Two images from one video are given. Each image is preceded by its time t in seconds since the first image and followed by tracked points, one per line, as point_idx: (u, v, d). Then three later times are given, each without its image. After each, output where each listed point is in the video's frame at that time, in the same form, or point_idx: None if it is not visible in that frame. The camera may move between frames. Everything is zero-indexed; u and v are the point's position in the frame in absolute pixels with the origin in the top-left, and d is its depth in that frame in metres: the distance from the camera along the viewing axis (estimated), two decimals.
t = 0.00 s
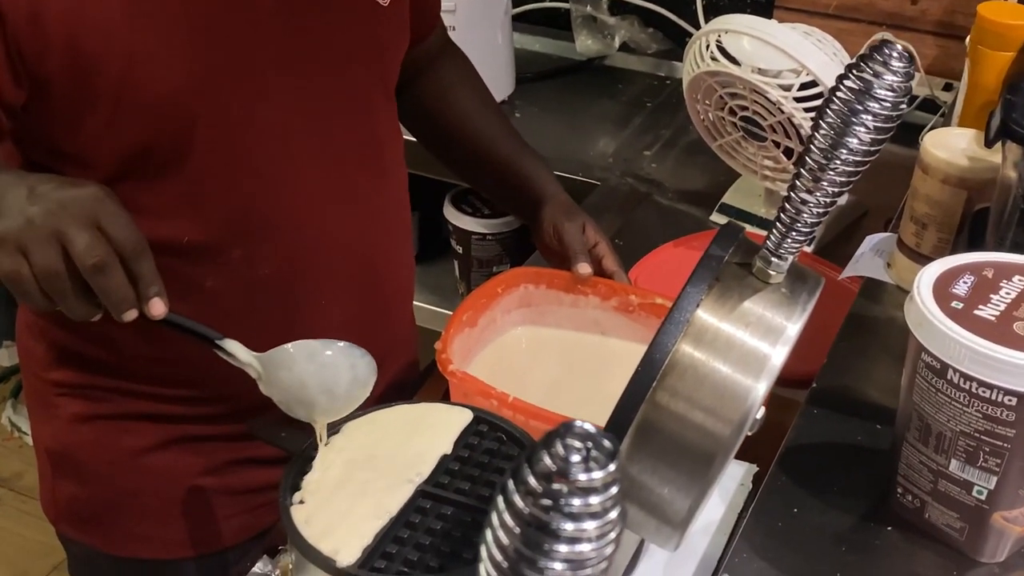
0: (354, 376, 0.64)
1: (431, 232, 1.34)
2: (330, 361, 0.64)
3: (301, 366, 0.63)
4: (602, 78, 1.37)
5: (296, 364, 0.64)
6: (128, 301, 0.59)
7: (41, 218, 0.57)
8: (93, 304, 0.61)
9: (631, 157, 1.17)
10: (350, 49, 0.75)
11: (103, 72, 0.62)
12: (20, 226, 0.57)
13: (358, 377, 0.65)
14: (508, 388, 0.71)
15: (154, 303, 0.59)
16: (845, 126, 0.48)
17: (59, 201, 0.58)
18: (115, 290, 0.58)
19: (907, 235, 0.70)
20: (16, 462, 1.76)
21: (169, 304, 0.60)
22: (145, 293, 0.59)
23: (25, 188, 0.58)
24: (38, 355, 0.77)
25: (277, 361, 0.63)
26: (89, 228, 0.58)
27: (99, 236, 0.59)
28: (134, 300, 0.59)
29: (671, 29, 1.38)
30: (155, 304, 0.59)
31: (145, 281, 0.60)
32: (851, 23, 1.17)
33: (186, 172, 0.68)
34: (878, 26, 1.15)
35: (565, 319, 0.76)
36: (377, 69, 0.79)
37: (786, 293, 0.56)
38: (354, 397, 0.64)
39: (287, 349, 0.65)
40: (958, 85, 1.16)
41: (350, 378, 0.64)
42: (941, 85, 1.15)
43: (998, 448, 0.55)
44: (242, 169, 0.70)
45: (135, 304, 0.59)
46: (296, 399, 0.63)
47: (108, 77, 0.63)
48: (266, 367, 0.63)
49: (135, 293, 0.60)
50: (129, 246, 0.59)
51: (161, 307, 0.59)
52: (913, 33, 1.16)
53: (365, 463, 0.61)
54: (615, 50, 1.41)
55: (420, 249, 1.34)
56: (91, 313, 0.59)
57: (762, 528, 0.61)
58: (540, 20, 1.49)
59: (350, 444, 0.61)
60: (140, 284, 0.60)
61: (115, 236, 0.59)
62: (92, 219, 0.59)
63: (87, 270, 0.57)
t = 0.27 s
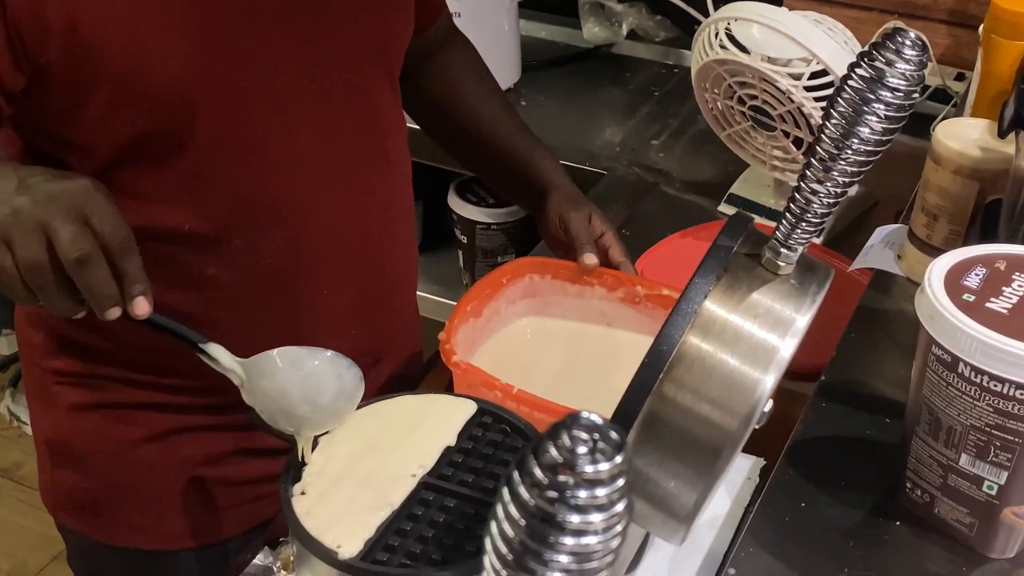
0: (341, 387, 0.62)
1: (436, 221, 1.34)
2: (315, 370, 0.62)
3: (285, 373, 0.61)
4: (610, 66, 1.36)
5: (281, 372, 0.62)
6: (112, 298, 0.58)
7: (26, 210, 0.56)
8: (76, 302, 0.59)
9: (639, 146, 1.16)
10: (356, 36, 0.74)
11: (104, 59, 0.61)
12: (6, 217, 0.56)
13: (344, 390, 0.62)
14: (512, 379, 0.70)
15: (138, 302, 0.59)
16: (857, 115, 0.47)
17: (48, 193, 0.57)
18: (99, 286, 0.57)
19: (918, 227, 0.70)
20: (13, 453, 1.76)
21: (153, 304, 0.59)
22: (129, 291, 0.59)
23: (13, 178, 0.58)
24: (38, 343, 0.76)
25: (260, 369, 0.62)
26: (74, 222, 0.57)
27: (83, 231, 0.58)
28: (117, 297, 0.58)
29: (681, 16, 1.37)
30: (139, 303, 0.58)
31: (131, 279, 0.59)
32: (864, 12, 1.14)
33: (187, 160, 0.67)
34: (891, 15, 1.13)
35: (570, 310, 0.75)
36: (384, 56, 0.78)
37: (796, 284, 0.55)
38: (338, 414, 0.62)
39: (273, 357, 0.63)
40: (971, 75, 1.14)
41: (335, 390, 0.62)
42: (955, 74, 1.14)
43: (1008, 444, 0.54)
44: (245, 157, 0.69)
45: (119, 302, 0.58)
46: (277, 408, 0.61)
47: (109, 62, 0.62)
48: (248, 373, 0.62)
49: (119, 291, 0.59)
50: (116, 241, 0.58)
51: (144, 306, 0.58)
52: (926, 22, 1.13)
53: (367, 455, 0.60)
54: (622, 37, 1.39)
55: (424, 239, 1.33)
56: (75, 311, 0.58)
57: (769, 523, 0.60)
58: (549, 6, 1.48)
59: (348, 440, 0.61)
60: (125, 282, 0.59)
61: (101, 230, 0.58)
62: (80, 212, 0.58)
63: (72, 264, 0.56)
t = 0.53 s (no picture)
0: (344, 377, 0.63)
1: (439, 210, 1.33)
2: (318, 358, 0.63)
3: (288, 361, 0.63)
4: (617, 53, 1.35)
5: (284, 361, 0.63)
6: (113, 283, 0.57)
7: (26, 192, 0.55)
8: (78, 287, 0.59)
9: (646, 135, 1.15)
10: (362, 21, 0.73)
11: (104, 43, 0.60)
12: (6, 199, 0.55)
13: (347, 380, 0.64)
14: (517, 371, 0.69)
15: (139, 288, 0.57)
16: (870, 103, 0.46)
17: (48, 176, 0.56)
18: (99, 271, 0.56)
19: (929, 219, 0.70)
20: (11, 442, 1.75)
21: (155, 289, 0.58)
22: (130, 277, 0.57)
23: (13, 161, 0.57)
24: (36, 332, 0.75)
25: (264, 356, 0.63)
26: (74, 206, 0.56)
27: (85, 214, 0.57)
28: (118, 283, 0.57)
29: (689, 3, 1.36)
30: (140, 289, 0.57)
31: (131, 264, 0.58)
32: None
33: (188, 147, 0.66)
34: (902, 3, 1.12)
35: (576, 301, 0.74)
36: (388, 43, 0.76)
37: (806, 275, 0.53)
38: (342, 400, 0.62)
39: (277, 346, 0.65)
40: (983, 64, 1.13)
41: (339, 377, 0.63)
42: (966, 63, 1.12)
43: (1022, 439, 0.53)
44: (248, 144, 0.68)
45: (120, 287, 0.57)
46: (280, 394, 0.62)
47: (111, 48, 0.60)
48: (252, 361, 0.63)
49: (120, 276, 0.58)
50: (117, 226, 0.57)
51: (145, 292, 0.57)
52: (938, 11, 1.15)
53: (369, 446, 0.59)
54: (630, 24, 1.38)
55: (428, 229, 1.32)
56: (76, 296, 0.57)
57: (778, 518, 0.59)
58: None
59: (348, 430, 0.60)
60: (126, 267, 0.58)
61: (101, 214, 0.57)
62: (80, 195, 0.57)
63: (71, 249, 0.55)
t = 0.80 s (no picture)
0: (343, 369, 0.62)
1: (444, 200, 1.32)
2: (317, 351, 0.62)
3: (288, 353, 0.62)
4: (623, 44, 1.34)
5: (283, 353, 0.62)
6: (113, 271, 0.57)
7: (29, 178, 0.55)
8: (78, 274, 0.58)
9: (652, 126, 1.14)
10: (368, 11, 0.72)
11: (109, 32, 0.59)
12: (8, 185, 0.55)
13: (347, 372, 0.62)
14: (521, 361, 0.69)
15: (139, 276, 0.57)
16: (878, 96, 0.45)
17: (50, 160, 0.56)
18: (100, 258, 0.56)
19: (937, 210, 0.71)
20: (14, 431, 1.75)
21: (155, 277, 0.57)
22: (129, 265, 0.57)
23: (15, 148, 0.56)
24: (39, 320, 0.74)
25: (262, 348, 0.62)
26: (76, 192, 0.56)
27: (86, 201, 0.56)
28: (119, 271, 0.57)
29: None
30: (139, 277, 0.57)
31: (131, 252, 0.57)
32: None
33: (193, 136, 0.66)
34: None
35: (580, 292, 0.74)
36: (393, 33, 0.76)
37: (813, 267, 0.53)
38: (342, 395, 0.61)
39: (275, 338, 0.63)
40: (991, 56, 1.13)
41: (337, 372, 0.62)
42: (974, 56, 1.12)
43: None
44: (252, 133, 0.67)
45: (120, 275, 0.57)
46: (277, 388, 0.61)
47: (117, 37, 0.60)
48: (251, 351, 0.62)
49: (120, 264, 0.57)
50: (117, 213, 0.56)
51: (145, 281, 0.57)
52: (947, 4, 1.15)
53: (373, 437, 0.59)
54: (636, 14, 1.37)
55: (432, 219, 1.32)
56: (76, 283, 0.57)
57: (784, 510, 0.59)
58: None
59: (351, 419, 0.59)
60: (126, 255, 0.57)
61: (102, 201, 0.56)
62: (81, 180, 0.56)
63: (71, 236, 0.55)
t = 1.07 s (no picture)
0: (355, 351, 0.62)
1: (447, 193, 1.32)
2: (332, 335, 0.62)
3: (303, 337, 0.61)
4: (627, 36, 1.34)
5: (297, 336, 0.62)
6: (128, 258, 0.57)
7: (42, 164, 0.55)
8: (92, 261, 0.58)
9: (656, 119, 1.14)
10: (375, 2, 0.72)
11: (115, 22, 0.59)
12: (21, 171, 0.54)
13: (359, 357, 0.63)
14: (525, 353, 0.69)
15: (154, 262, 0.57)
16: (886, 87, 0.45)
17: (64, 147, 0.56)
18: (115, 245, 0.56)
19: (944, 201, 0.72)
20: (17, 421, 1.74)
21: (169, 264, 0.57)
22: (144, 252, 0.57)
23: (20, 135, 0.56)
24: (42, 309, 0.74)
25: (277, 331, 0.61)
26: (90, 178, 0.55)
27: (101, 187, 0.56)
28: (133, 257, 0.57)
29: None
30: (154, 263, 0.57)
31: (146, 239, 0.57)
32: None
33: (198, 127, 0.65)
34: None
35: (585, 285, 0.74)
36: (400, 24, 0.75)
37: (820, 259, 0.53)
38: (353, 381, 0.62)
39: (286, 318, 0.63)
40: (996, 50, 1.12)
41: (352, 356, 0.62)
42: (979, 49, 1.12)
43: None
44: (257, 125, 0.67)
45: (135, 262, 0.57)
46: (291, 371, 0.61)
47: (122, 27, 0.59)
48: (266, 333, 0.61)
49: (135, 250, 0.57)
50: (132, 199, 0.56)
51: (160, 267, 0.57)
52: None
53: (376, 428, 0.59)
54: (642, 6, 1.37)
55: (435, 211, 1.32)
56: (89, 269, 0.57)
57: (788, 502, 0.59)
58: None
59: (355, 410, 0.59)
60: (140, 242, 0.57)
61: (117, 188, 0.56)
62: (95, 167, 0.56)
63: (87, 222, 0.55)
